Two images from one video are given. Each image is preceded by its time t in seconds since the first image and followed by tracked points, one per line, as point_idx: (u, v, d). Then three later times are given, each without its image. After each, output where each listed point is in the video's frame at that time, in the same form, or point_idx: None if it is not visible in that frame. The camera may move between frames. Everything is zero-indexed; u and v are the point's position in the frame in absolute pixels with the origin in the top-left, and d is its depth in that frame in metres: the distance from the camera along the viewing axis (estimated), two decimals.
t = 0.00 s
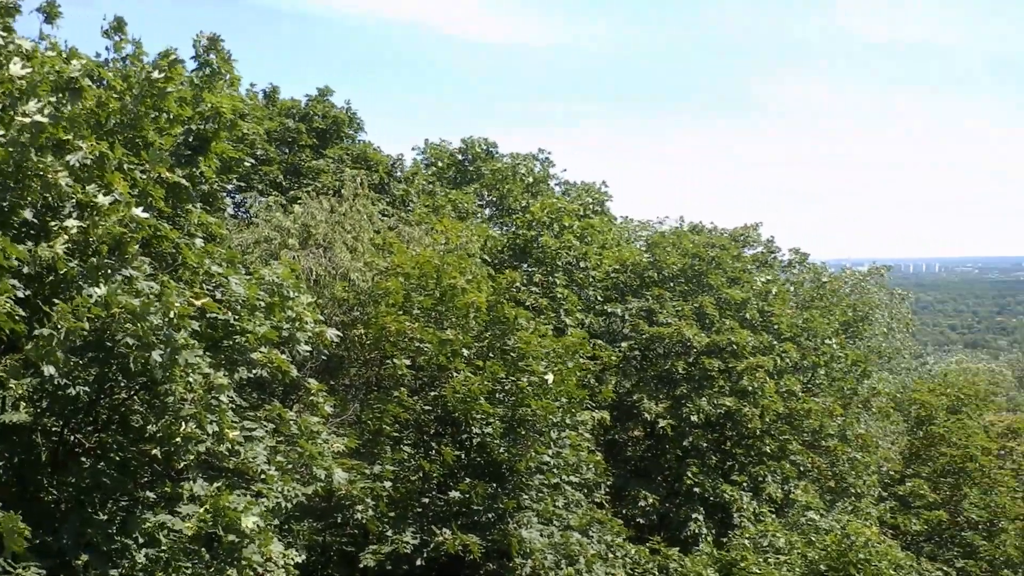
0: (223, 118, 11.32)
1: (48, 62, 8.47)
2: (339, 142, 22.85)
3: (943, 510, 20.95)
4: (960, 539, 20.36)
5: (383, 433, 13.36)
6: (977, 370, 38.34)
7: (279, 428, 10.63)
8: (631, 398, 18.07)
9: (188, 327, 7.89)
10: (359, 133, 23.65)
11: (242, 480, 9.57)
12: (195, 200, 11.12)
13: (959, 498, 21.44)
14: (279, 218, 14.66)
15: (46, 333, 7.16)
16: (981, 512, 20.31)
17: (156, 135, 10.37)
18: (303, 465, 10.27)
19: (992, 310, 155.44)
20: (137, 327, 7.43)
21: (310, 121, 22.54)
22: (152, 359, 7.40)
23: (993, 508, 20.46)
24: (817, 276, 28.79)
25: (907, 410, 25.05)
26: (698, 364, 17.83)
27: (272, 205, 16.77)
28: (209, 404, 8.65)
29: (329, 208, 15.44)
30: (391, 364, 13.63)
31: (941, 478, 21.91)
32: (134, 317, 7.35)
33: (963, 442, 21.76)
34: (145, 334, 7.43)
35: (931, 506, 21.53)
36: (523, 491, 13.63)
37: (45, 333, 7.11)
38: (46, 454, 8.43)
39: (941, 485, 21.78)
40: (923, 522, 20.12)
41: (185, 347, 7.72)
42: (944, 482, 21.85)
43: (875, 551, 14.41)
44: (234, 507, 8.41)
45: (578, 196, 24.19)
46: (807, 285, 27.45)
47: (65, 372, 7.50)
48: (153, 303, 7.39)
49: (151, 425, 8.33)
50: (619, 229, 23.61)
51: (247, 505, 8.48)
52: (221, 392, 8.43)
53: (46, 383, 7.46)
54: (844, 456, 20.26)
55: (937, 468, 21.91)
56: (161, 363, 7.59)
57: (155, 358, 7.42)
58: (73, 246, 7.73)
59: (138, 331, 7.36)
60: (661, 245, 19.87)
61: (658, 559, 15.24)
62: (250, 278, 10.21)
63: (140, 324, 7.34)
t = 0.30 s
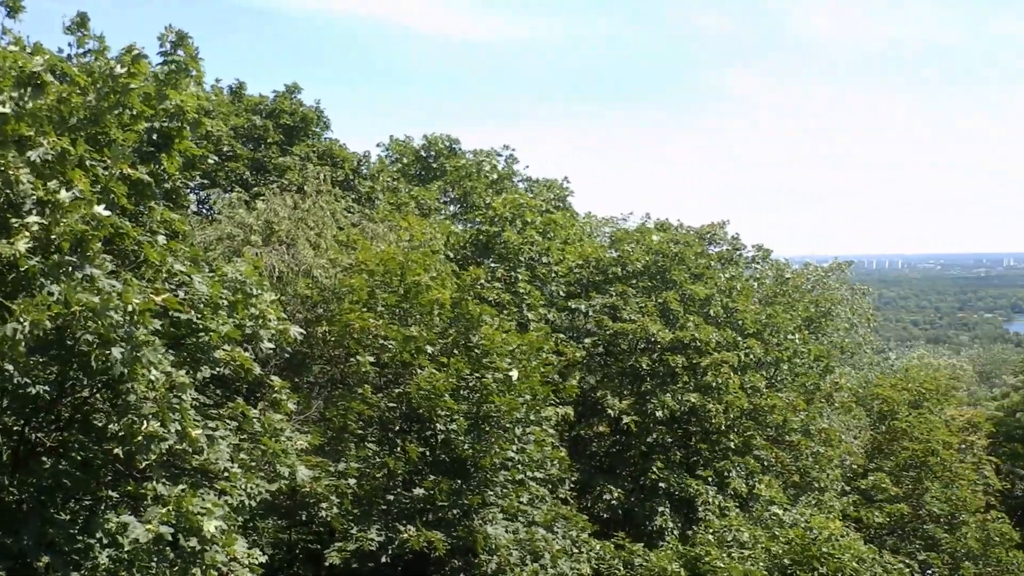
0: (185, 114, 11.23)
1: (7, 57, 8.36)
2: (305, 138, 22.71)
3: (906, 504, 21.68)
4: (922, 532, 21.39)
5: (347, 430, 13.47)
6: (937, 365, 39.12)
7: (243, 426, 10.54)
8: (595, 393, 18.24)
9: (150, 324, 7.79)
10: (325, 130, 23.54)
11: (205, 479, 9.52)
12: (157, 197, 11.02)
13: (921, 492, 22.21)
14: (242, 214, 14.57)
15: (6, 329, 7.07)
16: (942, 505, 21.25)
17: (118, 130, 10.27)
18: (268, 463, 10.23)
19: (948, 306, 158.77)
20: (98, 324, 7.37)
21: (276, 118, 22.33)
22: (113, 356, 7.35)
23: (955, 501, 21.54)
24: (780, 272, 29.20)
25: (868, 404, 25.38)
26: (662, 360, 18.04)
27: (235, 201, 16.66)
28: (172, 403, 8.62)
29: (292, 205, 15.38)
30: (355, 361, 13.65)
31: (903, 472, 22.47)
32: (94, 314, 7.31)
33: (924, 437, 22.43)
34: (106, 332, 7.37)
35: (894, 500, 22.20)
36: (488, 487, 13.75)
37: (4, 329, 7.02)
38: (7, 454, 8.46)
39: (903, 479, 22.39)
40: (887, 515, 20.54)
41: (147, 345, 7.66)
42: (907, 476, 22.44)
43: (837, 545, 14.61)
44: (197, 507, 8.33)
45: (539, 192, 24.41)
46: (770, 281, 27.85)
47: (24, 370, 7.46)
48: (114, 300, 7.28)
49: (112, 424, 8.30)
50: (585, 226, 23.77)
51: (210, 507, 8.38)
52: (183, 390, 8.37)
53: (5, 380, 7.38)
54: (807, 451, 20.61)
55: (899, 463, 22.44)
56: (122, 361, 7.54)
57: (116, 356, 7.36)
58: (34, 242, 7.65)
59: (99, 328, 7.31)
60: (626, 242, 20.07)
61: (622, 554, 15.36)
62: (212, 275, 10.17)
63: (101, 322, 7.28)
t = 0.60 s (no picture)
0: (149, 110, 11.17)
1: None
2: (272, 135, 22.63)
3: (869, 498, 22.18)
4: (886, 526, 21.85)
5: (312, 428, 13.60)
6: (898, 359, 39.85)
7: (207, 424, 10.52)
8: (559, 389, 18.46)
9: (111, 322, 7.81)
10: (292, 128, 23.46)
11: (169, 478, 9.51)
12: (120, 194, 10.97)
13: (883, 486, 22.71)
14: (204, 211, 14.49)
15: None
16: (904, 499, 21.60)
17: (79, 127, 10.22)
18: (231, 461, 10.24)
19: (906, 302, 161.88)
20: (59, 322, 7.39)
21: (242, 115, 22.18)
22: (74, 354, 7.36)
23: (917, 495, 21.91)
24: (742, 268, 29.59)
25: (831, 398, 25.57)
26: (627, 356, 18.29)
27: (199, 198, 16.56)
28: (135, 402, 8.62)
29: (255, 201, 15.33)
30: (319, 358, 13.70)
31: (866, 467, 22.94)
32: (55, 313, 7.32)
33: (886, 432, 22.72)
34: (67, 330, 7.38)
35: (858, 494, 22.71)
36: (454, 484, 13.85)
37: None
38: None
39: (867, 474, 22.88)
40: (849, 509, 21.00)
41: (109, 343, 7.67)
42: (869, 471, 23.01)
43: (801, 539, 14.96)
44: (160, 507, 8.32)
45: (503, 189, 24.54)
46: (734, 277, 28.27)
47: None
48: (75, 298, 7.30)
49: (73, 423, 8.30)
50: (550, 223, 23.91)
51: (173, 506, 8.38)
52: (145, 388, 8.38)
53: None
54: (771, 446, 21.00)
55: (863, 457, 22.89)
56: (84, 358, 7.55)
57: (77, 353, 7.37)
58: None
59: (59, 326, 7.32)
60: (591, 240, 20.29)
61: (587, 550, 15.58)
62: (175, 273, 10.16)
63: (61, 319, 7.29)
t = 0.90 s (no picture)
0: (111, 107, 11.11)
1: None
2: (238, 133, 22.56)
3: (832, 492, 22.64)
4: (849, 521, 22.29)
5: (277, 425, 13.65)
6: (860, 354, 40.66)
7: (169, 423, 10.53)
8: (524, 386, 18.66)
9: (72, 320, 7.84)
10: (258, 125, 23.36)
11: (133, 477, 9.53)
12: (81, 190, 10.92)
13: (846, 480, 23.19)
14: (167, 208, 14.41)
15: None
16: (868, 493, 22.04)
17: (40, 124, 10.16)
18: (194, 459, 10.27)
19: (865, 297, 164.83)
20: (20, 321, 7.39)
21: (208, 112, 22.03)
22: (34, 352, 7.37)
23: (881, 490, 22.50)
24: (706, 264, 30.02)
25: (793, 394, 25.92)
26: (591, 351, 18.56)
27: (162, 194, 16.48)
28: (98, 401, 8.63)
29: (218, 197, 15.30)
30: (284, 354, 13.76)
31: (830, 462, 23.47)
32: (15, 312, 7.32)
33: (850, 426, 23.16)
34: (28, 329, 7.39)
35: (822, 488, 23.17)
36: (419, 480, 13.96)
37: None
38: None
39: (831, 468, 23.39)
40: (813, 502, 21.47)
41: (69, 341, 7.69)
42: (834, 465, 23.54)
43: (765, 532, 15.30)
44: (121, 505, 8.37)
45: (466, 185, 24.65)
46: (697, 273, 28.70)
47: None
48: (36, 297, 7.32)
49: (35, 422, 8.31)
50: (516, 220, 24.07)
51: (135, 504, 8.43)
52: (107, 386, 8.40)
53: None
54: (734, 440, 21.38)
55: (827, 452, 23.44)
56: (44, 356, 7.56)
57: (38, 352, 7.39)
58: None
59: (19, 325, 7.32)
60: (555, 237, 20.50)
61: (553, 545, 15.80)
62: (137, 270, 10.16)
63: (21, 318, 7.29)
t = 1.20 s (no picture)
0: (73, 102, 11.04)
1: None
2: (203, 130, 22.47)
3: (796, 485, 23.07)
4: (812, 513, 22.76)
5: (241, 422, 13.72)
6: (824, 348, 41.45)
7: (132, 421, 10.53)
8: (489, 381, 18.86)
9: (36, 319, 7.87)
10: (224, 122, 23.27)
11: (96, 475, 9.56)
12: (43, 186, 10.86)
13: (812, 474, 23.48)
14: (130, 204, 14.31)
15: None
16: (832, 487, 22.44)
17: None
18: (158, 457, 10.31)
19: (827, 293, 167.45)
20: None
21: (173, 108, 21.91)
22: None
23: (845, 484, 23.05)
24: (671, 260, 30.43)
25: (759, 389, 26.50)
26: (555, 346, 18.85)
27: (124, 190, 16.38)
28: (60, 400, 8.66)
29: (182, 193, 15.27)
30: (248, 351, 13.92)
31: (794, 455, 23.99)
32: None
33: (814, 421, 23.91)
34: None
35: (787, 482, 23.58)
36: (385, 476, 14.07)
37: None
38: None
39: (795, 462, 23.87)
40: (777, 496, 21.92)
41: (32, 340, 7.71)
42: (797, 459, 24.02)
43: (729, 526, 15.64)
44: (84, 502, 8.42)
45: (430, 181, 24.69)
46: (663, 269, 29.08)
47: None
48: None
49: None
50: (482, 217, 24.21)
51: (98, 501, 8.49)
52: (70, 384, 8.43)
53: None
54: (699, 434, 21.76)
55: (791, 446, 24.00)
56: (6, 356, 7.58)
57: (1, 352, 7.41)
58: None
59: None
60: (520, 233, 20.69)
61: (518, 540, 16.02)
62: (99, 266, 10.15)
63: None
